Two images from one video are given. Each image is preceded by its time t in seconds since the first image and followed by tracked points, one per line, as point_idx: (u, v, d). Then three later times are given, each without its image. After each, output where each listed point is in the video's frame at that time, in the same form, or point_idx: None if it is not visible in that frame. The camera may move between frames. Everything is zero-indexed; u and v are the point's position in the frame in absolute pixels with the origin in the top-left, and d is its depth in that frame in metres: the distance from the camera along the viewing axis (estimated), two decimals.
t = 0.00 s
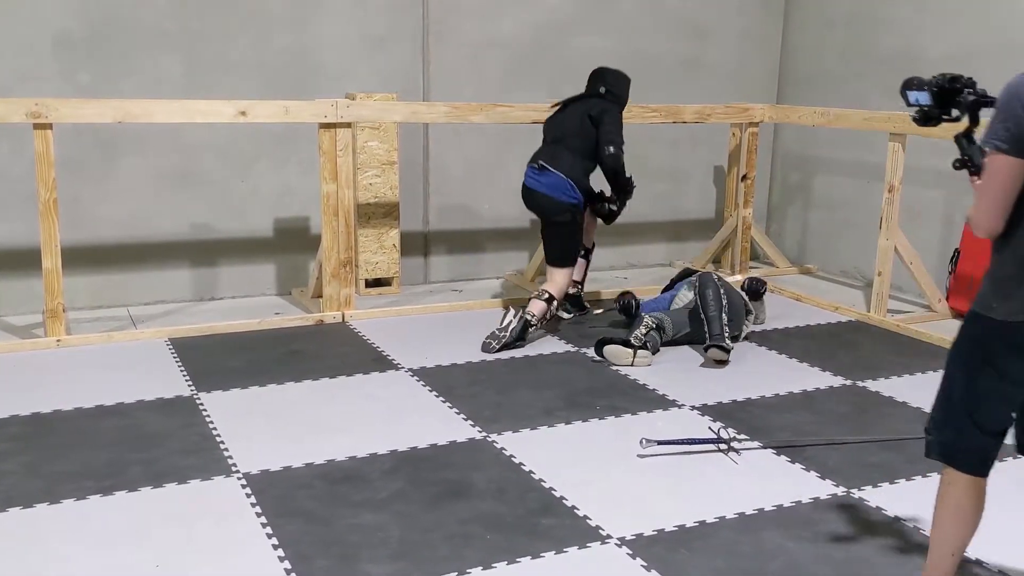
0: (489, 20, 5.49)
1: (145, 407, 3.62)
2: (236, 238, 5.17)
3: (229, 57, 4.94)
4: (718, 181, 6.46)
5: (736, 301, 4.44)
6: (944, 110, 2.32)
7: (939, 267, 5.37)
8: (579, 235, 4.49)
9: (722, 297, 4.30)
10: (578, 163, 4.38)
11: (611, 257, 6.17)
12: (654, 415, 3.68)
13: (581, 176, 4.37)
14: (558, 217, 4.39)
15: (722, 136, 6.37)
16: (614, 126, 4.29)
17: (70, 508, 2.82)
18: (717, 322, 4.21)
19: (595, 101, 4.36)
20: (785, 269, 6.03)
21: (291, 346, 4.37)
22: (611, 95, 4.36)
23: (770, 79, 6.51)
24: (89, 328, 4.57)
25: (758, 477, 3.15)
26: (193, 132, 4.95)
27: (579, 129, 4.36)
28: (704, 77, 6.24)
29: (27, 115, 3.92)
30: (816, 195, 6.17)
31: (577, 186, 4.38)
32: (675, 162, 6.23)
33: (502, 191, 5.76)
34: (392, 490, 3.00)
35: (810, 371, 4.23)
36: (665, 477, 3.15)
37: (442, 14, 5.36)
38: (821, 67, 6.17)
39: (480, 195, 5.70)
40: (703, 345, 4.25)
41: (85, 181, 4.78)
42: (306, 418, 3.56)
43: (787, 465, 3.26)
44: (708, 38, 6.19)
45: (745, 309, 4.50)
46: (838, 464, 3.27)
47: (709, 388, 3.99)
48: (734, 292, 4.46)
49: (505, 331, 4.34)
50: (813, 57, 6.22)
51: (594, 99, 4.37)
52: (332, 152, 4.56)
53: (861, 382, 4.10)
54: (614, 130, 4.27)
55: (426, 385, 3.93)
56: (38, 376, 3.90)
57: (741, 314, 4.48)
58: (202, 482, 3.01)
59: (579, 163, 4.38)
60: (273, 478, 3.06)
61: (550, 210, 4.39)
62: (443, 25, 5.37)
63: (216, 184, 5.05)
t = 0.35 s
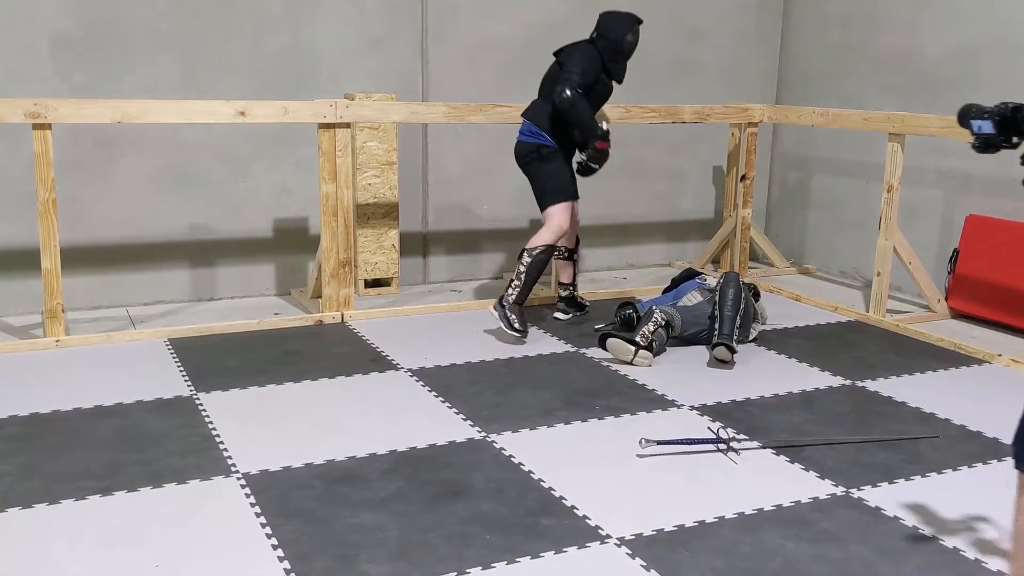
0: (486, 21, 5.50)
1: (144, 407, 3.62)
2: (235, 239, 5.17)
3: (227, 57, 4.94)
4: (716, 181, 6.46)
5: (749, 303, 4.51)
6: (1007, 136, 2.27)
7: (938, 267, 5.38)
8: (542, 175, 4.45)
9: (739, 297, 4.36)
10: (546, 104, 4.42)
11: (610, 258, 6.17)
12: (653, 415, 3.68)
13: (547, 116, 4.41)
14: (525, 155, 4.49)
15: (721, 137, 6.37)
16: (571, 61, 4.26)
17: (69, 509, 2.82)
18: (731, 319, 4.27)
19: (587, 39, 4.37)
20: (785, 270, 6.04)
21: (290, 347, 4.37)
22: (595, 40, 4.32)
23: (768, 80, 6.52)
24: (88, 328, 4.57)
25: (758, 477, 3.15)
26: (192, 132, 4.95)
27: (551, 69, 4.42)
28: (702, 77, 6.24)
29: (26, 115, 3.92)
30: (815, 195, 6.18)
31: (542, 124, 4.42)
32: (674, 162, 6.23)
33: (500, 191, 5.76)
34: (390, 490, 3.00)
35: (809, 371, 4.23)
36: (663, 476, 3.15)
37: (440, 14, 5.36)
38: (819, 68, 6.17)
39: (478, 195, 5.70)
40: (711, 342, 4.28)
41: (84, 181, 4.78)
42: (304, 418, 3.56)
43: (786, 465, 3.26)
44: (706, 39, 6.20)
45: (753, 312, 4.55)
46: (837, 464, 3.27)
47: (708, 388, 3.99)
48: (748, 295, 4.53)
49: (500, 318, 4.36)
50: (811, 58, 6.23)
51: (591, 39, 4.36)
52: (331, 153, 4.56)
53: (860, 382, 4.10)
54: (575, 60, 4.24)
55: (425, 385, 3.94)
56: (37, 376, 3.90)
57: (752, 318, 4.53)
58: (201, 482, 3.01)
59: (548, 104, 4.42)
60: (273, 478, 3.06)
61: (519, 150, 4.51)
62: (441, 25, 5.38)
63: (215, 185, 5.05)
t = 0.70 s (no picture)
0: (486, 21, 5.50)
1: (144, 407, 3.62)
2: (235, 239, 5.17)
3: (227, 57, 4.94)
4: (716, 181, 6.46)
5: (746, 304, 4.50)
6: None
7: (938, 267, 5.38)
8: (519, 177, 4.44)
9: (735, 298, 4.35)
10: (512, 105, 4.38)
11: (610, 258, 6.17)
12: (654, 415, 3.67)
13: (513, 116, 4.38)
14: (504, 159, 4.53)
15: (720, 137, 6.37)
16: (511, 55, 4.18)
17: (68, 508, 2.82)
18: (727, 321, 4.26)
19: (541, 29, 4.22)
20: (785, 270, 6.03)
21: (290, 347, 4.36)
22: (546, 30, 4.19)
23: (768, 80, 6.52)
24: (89, 328, 4.57)
25: (758, 477, 3.15)
26: (191, 132, 4.95)
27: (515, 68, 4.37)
28: (702, 78, 6.24)
29: (26, 115, 3.92)
30: (815, 195, 6.18)
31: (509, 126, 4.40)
32: (673, 162, 6.23)
33: (500, 191, 5.76)
34: (390, 489, 3.00)
35: (810, 371, 4.23)
36: (663, 476, 3.15)
37: (439, 14, 5.36)
38: (819, 68, 6.17)
39: (478, 195, 5.70)
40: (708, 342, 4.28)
41: (84, 182, 4.78)
42: (304, 418, 3.55)
43: (786, 464, 3.26)
44: (706, 39, 6.20)
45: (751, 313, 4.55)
46: (837, 463, 3.27)
47: (708, 388, 3.98)
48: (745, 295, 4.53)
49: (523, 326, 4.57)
50: (811, 58, 6.23)
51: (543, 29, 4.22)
52: (331, 153, 4.56)
53: (861, 382, 4.09)
54: (511, 56, 4.12)
55: (425, 384, 3.93)
56: (36, 376, 3.89)
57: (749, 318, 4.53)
58: (201, 482, 3.01)
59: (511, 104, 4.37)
60: (273, 477, 3.06)
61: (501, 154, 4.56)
62: (441, 25, 5.38)
63: (215, 185, 5.05)
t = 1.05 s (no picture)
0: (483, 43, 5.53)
1: (140, 430, 3.61)
2: (232, 261, 5.17)
3: (225, 81, 4.97)
4: (712, 202, 6.48)
5: (740, 322, 4.49)
6: None
7: (934, 287, 5.39)
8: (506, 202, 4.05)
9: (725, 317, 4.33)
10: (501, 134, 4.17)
11: (607, 278, 6.18)
12: (651, 436, 3.67)
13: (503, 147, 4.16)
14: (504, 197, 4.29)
15: (716, 158, 6.41)
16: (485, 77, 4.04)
17: (64, 532, 2.80)
18: (719, 341, 4.24)
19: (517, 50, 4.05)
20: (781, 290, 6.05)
21: (286, 369, 4.36)
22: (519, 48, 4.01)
23: (763, 102, 6.55)
24: (85, 351, 4.57)
25: (756, 498, 3.15)
26: (188, 155, 4.97)
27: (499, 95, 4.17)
28: (697, 99, 6.28)
29: (23, 138, 3.93)
30: (810, 216, 6.20)
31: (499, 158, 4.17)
32: (669, 183, 6.26)
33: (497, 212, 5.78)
34: (387, 512, 2.99)
35: (807, 392, 4.22)
36: (661, 497, 3.14)
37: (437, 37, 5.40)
38: (814, 89, 6.21)
39: (475, 217, 5.72)
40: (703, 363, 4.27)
41: (80, 205, 4.79)
42: (301, 440, 3.55)
43: (783, 485, 3.25)
44: (701, 61, 6.24)
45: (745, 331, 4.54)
46: (834, 484, 3.27)
47: (705, 409, 3.98)
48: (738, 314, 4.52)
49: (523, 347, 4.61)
50: (806, 79, 6.26)
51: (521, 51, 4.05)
52: (328, 175, 4.57)
53: (858, 403, 4.09)
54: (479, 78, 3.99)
55: (422, 406, 3.93)
56: (32, 399, 3.89)
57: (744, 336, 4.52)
58: (197, 505, 3.00)
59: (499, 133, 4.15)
60: (269, 500, 3.05)
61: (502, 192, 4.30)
62: (438, 48, 5.41)
63: (212, 207, 5.07)
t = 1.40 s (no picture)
0: (468, 84, 5.59)
1: (122, 473, 3.58)
2: (217, 301, 5.17)
3: (211, 122, 5.00)
4: (696, 240, 6.53)
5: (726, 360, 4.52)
6: None
7: (917, 322, 5.42)
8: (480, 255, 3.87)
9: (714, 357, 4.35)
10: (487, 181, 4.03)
11: (592, 316, 6.20)
12: (637, 475, 3.66)
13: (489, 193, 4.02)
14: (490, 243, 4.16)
15: (699, 196, 6.46)
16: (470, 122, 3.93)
17: None
18: (707, 380, 4.26)
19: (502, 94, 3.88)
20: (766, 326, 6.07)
21: (271, 410, 4.34)
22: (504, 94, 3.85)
23: (745, 140, 6.63)
24: (67, 393, 4.53)
25: (743, 537, 3.14)
26: (173, 195, 4.98)
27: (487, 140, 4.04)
28: (680, 138, 6.35)
29: (7, 180, 3.94)
30: (794, 252, 6.25)
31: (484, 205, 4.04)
32: (653, 221, 6.30)
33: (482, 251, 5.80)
34: (372, 555, 2.96)
35: (792, 429, 4.23)
36: (647, 537, 3.13)
37: (422, 78, 5.45)
38: (794, 128, 6.29)
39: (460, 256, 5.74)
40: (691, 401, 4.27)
41: (64, 246, 4.78)
42: (285, 482, 3.52)
43: (770, 524, 3.25)
44: (684, 101, 6.32)
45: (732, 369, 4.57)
46: (820, 522, 3.27)
47: (691, 447, 3.98)
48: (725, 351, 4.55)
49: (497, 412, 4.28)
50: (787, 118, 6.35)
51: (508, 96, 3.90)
52: (314, 215, 4.58)
53: (843, 440, 4.10)
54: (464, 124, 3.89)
55: (407, 447, 3.92)
56: (13, 443, 3.85)
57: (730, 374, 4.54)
58: (179, 549, 2.96)
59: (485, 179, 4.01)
60: (253, 544, 3.01)
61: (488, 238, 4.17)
62: (423, 89, 5.47)
63: (197, 247, 5.07)
